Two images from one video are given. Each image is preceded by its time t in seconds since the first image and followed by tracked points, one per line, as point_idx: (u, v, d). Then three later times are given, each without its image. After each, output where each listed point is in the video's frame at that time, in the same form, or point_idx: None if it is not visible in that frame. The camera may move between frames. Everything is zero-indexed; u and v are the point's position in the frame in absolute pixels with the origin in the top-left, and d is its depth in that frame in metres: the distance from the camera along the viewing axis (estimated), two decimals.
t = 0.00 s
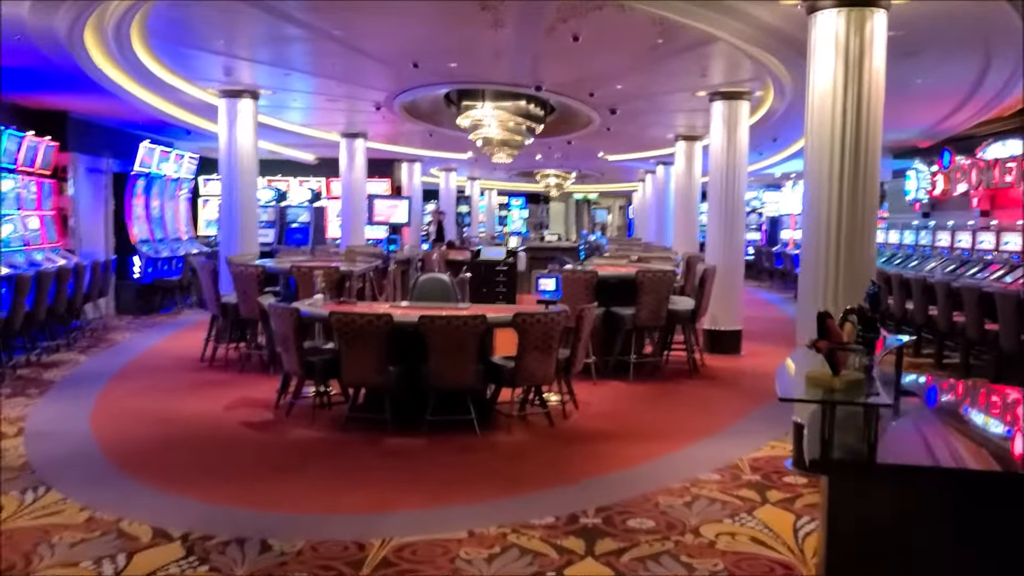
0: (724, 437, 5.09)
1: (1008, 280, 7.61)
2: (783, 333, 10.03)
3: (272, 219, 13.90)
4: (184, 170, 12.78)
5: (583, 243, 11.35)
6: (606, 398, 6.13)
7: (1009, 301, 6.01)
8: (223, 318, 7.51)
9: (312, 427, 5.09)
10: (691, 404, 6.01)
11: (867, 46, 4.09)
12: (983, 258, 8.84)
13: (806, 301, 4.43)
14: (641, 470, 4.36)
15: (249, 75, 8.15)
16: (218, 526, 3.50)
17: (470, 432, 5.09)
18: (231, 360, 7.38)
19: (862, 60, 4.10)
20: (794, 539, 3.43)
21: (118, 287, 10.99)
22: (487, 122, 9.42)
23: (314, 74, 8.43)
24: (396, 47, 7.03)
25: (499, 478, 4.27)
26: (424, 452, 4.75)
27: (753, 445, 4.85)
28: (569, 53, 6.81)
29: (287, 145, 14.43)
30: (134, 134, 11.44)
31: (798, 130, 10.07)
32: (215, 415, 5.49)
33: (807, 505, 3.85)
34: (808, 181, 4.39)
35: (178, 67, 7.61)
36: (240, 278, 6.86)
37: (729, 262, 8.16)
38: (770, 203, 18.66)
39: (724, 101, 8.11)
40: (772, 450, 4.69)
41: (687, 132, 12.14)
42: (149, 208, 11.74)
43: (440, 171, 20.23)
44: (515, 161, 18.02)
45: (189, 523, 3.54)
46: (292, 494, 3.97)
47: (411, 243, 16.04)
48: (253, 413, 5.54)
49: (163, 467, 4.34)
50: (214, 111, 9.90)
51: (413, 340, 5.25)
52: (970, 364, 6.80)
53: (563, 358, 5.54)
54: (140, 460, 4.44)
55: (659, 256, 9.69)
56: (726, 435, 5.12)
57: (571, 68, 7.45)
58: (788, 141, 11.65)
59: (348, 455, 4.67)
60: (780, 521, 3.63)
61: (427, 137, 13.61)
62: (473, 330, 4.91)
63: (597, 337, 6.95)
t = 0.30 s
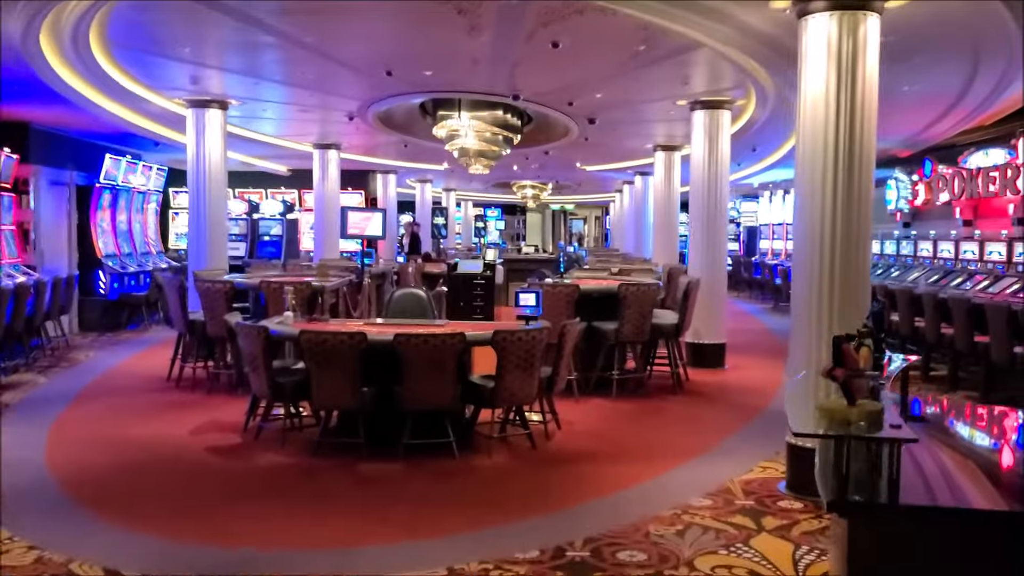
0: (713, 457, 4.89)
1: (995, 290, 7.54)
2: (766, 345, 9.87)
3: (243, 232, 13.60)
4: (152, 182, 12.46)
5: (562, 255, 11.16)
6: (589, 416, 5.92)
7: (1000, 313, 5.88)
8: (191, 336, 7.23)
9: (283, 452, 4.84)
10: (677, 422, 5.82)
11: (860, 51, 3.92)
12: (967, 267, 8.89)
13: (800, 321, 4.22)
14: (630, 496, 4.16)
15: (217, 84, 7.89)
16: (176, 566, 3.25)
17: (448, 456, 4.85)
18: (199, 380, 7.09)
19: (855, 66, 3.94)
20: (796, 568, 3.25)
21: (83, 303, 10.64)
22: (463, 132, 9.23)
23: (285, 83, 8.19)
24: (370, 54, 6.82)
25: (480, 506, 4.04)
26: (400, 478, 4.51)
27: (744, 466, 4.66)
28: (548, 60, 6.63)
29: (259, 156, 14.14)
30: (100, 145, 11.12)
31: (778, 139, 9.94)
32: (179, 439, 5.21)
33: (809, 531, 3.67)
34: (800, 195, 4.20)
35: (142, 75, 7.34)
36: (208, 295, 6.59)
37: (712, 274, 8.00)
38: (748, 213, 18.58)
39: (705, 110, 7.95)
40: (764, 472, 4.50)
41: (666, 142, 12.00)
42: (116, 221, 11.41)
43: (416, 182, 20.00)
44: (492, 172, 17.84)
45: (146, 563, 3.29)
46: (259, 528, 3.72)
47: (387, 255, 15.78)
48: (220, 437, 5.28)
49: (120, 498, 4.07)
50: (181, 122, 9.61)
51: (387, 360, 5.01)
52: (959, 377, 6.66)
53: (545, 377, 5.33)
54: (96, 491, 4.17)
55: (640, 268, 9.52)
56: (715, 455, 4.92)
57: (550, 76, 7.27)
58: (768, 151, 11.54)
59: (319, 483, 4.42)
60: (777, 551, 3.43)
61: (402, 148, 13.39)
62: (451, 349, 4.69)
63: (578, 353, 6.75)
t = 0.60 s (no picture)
0: (711, 470, 4.68)
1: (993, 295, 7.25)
2: (758, 352, 9.68)
3: (225, 238, 13.31)
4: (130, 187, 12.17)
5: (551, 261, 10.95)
6: (580, 428, 5.70)
7: (1004, 319, 5.66)
8: (166, 346, 6.96)
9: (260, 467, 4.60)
10: (671, 433, 5.61)
11: (865, 44, 3.74)
12: (964, 271, 8.36)
13: (802, 329, 4.00)
14: (627, 512, 3.95)
15: (195, 84, 7.65)
16: None
17: (434, 470, 4.62)
18: (175, 391, 6.83)
19: (860, 59, 3.75)
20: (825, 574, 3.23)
21: (59, 312, 10.34)
22: (449, 135, 9.03)
23: (265, 84, 7.96)
24: (352, 53, 6.60)
25: (468, 524, 3.82)
26: (383, 494, 4.28)
27: (743, 480, 4.45)
28: (536, 59, 6.43)
29: (241, 161, 13.88)
30: (76, 149, 10.83)
31: (769, 142, 9.76)
32: (151, 454, 4.96)
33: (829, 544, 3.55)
34: (801, 197, 3.97)
35: (115, 75, 7.10)
36: (184, 303, 6.33)
37: (704, 280, 7.81)
38: (737, 218, 18.41)
39: (697, 111, 7.75)
40: (765, 487, 4.29)
41: (655, 146, 11.80)
42: (92, 227, 11.11)
43: (401, 188, 19.76)
44: (478, 177, 17.63)
45: None
46: (233, 550, 3.49)
47: (372, 262, 15.52)
48: (194, 452, 5.02)
49: (83, 520, 3.82)
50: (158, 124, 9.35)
51: (369, 370, 4.77)
52: (960, 386, 6.47)
53: (534, 387, 5.11)
54: (58, 511, 3.92)
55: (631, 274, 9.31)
56: (713, 468, 4.71)
57: (539, 76, 7.07)
58: (758, 154, 11.36)
59: (298, 499, 4.19)
60: (784, 572, 3.22)
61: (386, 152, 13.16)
62: (436, 358, 4.46)
63: (569, 361, 6.54)
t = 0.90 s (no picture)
0: (698, 483, 4.47)
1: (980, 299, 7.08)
2: (741, 356, 9.50)
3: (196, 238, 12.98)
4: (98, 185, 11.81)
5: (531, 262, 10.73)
6: (561, 436, 5.48)
7: (998, 325, 5.50)
8: (129, 350, 6.67)
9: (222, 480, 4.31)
10: (654, 442, 5.40)
11: (863, 37, 3.55)
12: (949, 275, 8.13)
13: (795, 337, 3.79)
14: (609, 530, 3.72)
15: (161, 78, 7.36)
16: None
17: (408, 484, 4.38)
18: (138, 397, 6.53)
19: (858, 53, 3.56)
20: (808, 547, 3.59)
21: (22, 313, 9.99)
22: (426, 133, 8.80)
23: (235, 79, 7.68)
24: (325, 46, 6.34)
25: (442, 545, 3.58)
26: (352, 511, 4.03)
27: (732, 494, 4.25)
28: (515, 54, 6.21)
29: (214, 159, 13.55)
30: (41, 145, 10.48)
31: (752, 142, 9.60)
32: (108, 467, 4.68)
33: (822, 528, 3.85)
34: (795, 196, 3.76)
35: (77, 67, 6.80)
36: (146, 305, 6.05)
37: (688, 282, 7.61)
38: (718, 219, 18.30)
39: (680, 109, 7.56)
40: (755, 502, 4.09)
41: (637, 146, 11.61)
42: (58, 226, 10.76)
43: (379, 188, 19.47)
44: (456, 176, 17.39)
45: None
46: (189, 575, 3.23)
47: (348, 262, 15.23)
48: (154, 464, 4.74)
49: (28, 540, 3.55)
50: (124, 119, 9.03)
51: (337, 377, 4.52)
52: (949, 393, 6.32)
53: (513, 395, 4.89)
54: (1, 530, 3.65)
55: (613, 276, 9.11)
56: (699, 481, 4.50)
57: (519, 72, 6.84)
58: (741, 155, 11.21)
59: (262, 516, 3.93)
60: None
61: (363, 151, 12.89)
62: (410, 366, 4.23)
63: (549, 367, 6.32)
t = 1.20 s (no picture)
0: (683, 494, 4.27)
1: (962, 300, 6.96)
2: (720, 358, 9.34)
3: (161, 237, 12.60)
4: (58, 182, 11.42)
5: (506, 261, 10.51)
6: (538, 444, 5.25)
7: (987, 327, 5.35)
8: (85, 354, 6.34)
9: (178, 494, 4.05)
10: (635, 448, 5.19)
11: (859, 26, 3.36)
12: (931, 276, 7.99)
13: (786, 340, 3.59)
14: (592, 546, 3.50)
15: (121, 69, 7.05)
16: None
17: (378, 496, 4.14)
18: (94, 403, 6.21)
19: (854, 43, 3.37)
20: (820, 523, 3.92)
21: None
22: (399, 130, 8.57)
23: (199, 71, 7.38)
24: (292, 36, 6.08)
25: (414, 562, 3.33)
26: (319, 525, 3.78)
27: (720, 506, 4.04)
28: (491, 45, 5.98)
29: (180, 155, 13.18)
30: None
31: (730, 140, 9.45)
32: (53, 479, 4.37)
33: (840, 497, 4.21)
34: (787, 193, 3.56)
35: (31, 56, 6.49)
36: (101, 307, 5.75)
37: (667, 283, 7.42)
38: (694, 219, 18.21)
39: (660, 105, 7.37)
40: (744, 514, 3.90)
41: (613, 144, 11.44)
42: (15, 224, 10.37)
43: (350, 186, 19.16)
44: (429, 175, 17.14)
45: None
46: None
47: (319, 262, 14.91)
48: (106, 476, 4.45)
49: None
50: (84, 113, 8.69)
51: (303, 383, 4.27)
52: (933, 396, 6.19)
53: (489, 401, 4.66)
54: None
55: (592, 276, 8.91)
56: (683, 491, 4.29)
57: (494, 65, 6.61)
58: (718, 154, 11.08)
59: (219, 532, 3.66)
60: None
61: (334, 148, 12.60)
62: (380, 371, 3.99)
63: (526, 371, 6.11)
